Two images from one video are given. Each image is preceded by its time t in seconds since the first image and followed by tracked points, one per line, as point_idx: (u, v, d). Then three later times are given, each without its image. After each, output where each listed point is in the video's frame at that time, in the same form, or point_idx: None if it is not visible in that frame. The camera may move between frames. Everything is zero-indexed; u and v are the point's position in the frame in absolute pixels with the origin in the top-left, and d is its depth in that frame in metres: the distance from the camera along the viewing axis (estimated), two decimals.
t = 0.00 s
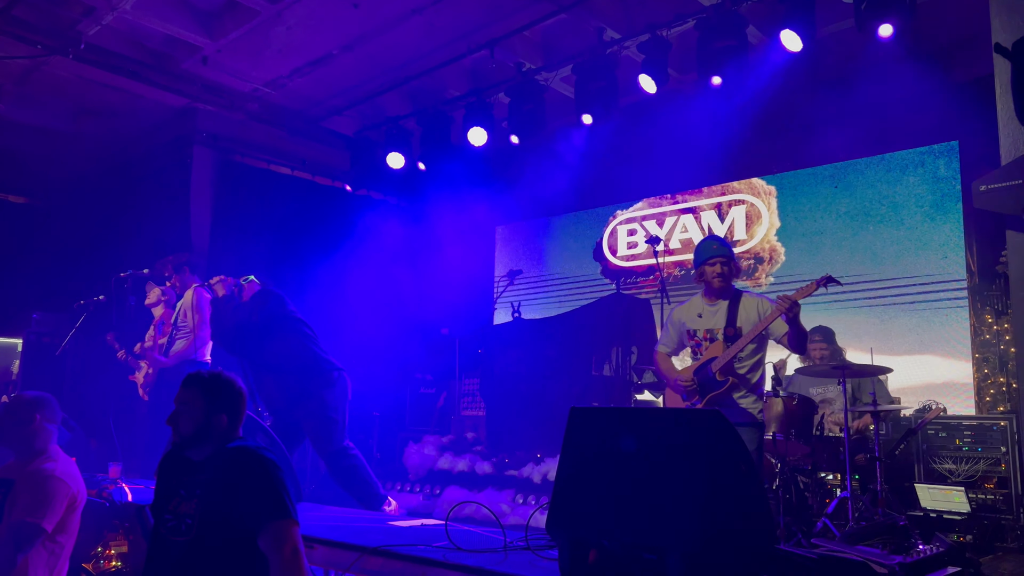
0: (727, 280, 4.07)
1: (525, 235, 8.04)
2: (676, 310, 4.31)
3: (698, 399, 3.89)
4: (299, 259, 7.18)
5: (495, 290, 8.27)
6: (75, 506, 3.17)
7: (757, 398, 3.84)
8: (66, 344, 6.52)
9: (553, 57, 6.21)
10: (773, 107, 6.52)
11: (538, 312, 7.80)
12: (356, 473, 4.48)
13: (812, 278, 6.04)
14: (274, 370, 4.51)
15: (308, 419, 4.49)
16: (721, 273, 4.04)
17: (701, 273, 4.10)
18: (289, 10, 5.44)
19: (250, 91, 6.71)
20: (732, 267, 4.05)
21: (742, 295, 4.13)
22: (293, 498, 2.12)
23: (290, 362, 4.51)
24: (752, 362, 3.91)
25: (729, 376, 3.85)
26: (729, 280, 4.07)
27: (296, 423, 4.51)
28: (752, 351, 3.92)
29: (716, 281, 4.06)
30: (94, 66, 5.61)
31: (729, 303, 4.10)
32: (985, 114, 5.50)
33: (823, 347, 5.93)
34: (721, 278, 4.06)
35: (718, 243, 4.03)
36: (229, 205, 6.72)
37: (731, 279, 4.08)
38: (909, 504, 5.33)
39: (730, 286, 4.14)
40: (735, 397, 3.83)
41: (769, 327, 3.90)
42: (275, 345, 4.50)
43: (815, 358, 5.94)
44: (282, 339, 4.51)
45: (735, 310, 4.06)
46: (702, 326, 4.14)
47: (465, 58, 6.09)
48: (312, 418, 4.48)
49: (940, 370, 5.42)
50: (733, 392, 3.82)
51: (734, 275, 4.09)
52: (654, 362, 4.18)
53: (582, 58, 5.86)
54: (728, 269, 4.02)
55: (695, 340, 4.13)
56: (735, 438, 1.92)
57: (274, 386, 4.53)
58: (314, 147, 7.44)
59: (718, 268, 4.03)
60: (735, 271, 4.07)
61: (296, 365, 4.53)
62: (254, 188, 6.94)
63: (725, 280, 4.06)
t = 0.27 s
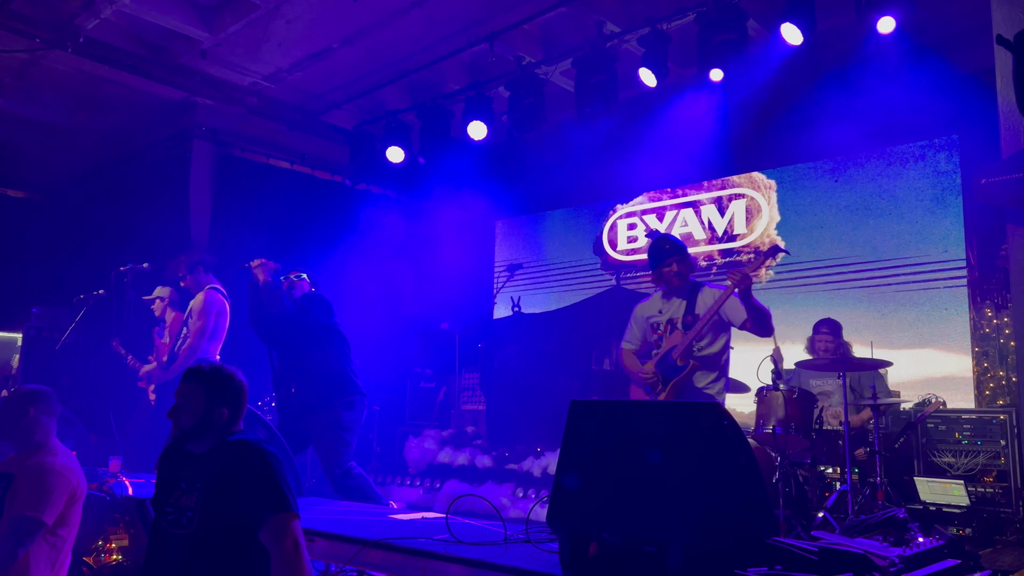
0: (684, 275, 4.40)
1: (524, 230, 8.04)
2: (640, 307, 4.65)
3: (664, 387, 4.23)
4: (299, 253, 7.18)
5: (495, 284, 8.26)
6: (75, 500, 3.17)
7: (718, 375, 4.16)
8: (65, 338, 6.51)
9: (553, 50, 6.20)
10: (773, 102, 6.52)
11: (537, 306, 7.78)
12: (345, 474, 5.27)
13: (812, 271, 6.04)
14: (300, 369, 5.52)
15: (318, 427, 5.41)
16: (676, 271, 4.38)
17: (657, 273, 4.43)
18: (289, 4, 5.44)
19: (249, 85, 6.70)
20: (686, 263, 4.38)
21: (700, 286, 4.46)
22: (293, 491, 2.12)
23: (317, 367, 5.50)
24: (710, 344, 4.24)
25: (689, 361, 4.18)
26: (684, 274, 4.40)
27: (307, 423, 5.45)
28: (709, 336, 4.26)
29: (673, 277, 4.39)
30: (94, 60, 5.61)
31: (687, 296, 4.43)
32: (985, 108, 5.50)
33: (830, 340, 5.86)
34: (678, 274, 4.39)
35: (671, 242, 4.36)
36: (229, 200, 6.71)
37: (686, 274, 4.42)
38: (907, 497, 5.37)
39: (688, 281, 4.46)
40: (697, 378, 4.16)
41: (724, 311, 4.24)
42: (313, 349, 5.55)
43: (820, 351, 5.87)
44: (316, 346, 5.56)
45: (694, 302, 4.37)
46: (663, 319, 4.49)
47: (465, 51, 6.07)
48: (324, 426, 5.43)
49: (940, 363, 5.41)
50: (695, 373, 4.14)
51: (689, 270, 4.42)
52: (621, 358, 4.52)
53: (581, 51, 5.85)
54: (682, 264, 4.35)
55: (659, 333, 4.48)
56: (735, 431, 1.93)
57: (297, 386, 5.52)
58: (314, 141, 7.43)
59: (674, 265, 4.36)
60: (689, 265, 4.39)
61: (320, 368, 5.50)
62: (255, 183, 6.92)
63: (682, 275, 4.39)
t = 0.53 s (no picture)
0: (663, 261, 3.74)
1: (526, 225, 8.03)
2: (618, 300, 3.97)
3: (641, 385, 3.50)
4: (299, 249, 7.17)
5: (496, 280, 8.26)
6: (76, 493, 3.17)
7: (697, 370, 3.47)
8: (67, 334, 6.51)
9: (554, 45, 6.18)
10: (775, 96, 6.50)
11: (539, 301, 7.79)
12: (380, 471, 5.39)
13: (814, 266, 6.02)
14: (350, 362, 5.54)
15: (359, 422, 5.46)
16: (653, 258, 3.73)
17: (635, 262, 3.80)
18: None
19: (250, 80, 6.68)
20: (664, 250, 3.73)
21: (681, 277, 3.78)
22: (295, 486, 2.11)
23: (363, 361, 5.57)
24: (692, 337, 3.53)
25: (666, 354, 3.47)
26: (665, 261, 3.74)
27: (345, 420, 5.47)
28: (690, 328, 3.55)
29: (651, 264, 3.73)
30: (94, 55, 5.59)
31: (667, 285, 3.74)
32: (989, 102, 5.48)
33: (836, 335, 5.83)
34: (659, 261, 3.74)
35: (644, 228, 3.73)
36: (230, 195, 6.69)
37: (665, 262, 3.75)
38: (910, 492, 5.35)
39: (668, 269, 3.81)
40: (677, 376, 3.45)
41: (703, 301, 3.53)
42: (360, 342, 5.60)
43: (826, 345, 5.85)
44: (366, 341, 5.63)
45: (673, 292, 3.69)
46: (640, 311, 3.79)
47: (466, 46, 6.05)
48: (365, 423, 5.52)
49: (943, 358, 5.41)
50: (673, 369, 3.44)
51: (669, 258, 3.76)
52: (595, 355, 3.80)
53: (583, 46, 5.83)
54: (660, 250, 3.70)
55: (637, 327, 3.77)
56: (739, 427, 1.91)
57: (346, 378, 5.55)
58: (315, 137, 7.47)
59: (653, 249, 3.73)
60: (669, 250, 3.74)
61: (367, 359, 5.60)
62: (256, 179, 6.91)
63: (664, 262, 3.74)
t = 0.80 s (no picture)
0: (657, 261, 3.48)
1: (531, 223, 8.04)
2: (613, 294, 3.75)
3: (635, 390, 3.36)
4: (305, 246, 7.19)
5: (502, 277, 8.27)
6: (84, 488, 3.17)
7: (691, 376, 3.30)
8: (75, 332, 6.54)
9: (560, 42, 6.17)
10: (781, 92, 6.49)
11: (546, 299, 7.81)
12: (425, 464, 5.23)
13: (821, 263, 6.01)
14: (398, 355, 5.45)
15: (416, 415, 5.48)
16: (647, 260, 3.47)
17: (628, 263, 3.53)
18: None
19: (255, 78, 6.69)
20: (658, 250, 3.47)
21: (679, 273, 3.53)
22: (303, 483, 2.11)
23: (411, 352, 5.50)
24: (686, 341, 3.34)
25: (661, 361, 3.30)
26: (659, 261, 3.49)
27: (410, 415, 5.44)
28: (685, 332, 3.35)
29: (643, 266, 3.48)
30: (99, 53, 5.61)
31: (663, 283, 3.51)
32: (997, 98, 5.45)
33: (835, 332, 5.84)
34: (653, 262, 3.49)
35: (636, 228, 3.45)
36: (236, 193, 6.71)
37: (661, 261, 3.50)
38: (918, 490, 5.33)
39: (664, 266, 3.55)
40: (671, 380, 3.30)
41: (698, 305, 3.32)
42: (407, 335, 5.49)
43: (826, 343, 5.87)
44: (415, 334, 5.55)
45: (669, 293, 3.46)
46: (636, 310, 3.60)
47: (471, 43, 6.04)
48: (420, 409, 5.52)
49: (950, 355, 5.40)
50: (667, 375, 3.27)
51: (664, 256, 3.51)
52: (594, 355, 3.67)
53: (588, 43, 5.82)
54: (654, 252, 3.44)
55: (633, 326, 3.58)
56: (747, 424, 1.91)
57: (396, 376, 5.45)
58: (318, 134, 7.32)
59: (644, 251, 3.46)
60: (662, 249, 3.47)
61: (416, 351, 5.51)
62: (262, 176, 6.92)
63: (658, 263, 3.48)
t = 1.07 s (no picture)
0: (668, 254, 3.43)
1: (537, 222, 8.05)
2: (626, 285, 3.72)
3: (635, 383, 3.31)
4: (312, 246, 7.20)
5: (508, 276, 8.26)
6: (93, 487, 3.19)
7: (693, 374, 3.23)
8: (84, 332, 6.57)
9: (566, 41, 6.15)
10: (789, 90, 6.47)
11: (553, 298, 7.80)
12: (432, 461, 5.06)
13: (830, 260, 5.99)
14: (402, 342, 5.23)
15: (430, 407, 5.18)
16: (655, 249, 3.42)
17: (637, 252, 3.49)
18: None
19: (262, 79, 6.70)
20: (667, 241, 3.41)
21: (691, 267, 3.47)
22: (310, 484, 2.11)
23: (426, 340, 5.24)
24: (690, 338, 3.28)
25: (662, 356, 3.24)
26: (670, 254, 3.43)
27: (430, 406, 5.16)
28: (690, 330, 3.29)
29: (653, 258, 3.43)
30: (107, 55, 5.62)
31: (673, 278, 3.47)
32: (1006, 95, 5.42)
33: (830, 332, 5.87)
34: (663, 256, 3.43)
35: (647, 216, 3.40)
36: (243, 193, 6.72)
37: (671, 253, 3.44)
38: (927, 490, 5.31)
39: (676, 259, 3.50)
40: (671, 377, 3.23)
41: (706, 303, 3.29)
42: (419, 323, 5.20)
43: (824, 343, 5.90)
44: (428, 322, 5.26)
45: (677, 287, 3.42)
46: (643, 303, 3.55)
47: (477, 43, 6.04)
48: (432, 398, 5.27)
49: (959, 354, 5.37)
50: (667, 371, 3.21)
51: (675, 248, 3.45)
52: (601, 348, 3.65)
53: (595, 41, 5.80)
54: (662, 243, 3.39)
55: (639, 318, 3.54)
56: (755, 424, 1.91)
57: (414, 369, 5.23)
58: (325, 134, 7.31)
59: (652, 244, 3.41)
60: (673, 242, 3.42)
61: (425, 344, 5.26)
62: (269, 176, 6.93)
63: (668, 256, 3.42)
